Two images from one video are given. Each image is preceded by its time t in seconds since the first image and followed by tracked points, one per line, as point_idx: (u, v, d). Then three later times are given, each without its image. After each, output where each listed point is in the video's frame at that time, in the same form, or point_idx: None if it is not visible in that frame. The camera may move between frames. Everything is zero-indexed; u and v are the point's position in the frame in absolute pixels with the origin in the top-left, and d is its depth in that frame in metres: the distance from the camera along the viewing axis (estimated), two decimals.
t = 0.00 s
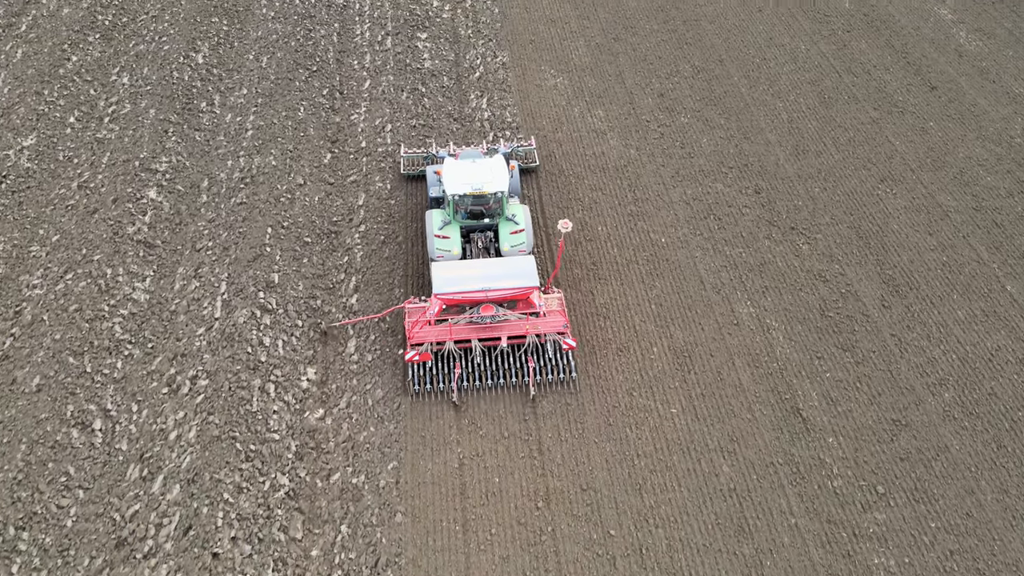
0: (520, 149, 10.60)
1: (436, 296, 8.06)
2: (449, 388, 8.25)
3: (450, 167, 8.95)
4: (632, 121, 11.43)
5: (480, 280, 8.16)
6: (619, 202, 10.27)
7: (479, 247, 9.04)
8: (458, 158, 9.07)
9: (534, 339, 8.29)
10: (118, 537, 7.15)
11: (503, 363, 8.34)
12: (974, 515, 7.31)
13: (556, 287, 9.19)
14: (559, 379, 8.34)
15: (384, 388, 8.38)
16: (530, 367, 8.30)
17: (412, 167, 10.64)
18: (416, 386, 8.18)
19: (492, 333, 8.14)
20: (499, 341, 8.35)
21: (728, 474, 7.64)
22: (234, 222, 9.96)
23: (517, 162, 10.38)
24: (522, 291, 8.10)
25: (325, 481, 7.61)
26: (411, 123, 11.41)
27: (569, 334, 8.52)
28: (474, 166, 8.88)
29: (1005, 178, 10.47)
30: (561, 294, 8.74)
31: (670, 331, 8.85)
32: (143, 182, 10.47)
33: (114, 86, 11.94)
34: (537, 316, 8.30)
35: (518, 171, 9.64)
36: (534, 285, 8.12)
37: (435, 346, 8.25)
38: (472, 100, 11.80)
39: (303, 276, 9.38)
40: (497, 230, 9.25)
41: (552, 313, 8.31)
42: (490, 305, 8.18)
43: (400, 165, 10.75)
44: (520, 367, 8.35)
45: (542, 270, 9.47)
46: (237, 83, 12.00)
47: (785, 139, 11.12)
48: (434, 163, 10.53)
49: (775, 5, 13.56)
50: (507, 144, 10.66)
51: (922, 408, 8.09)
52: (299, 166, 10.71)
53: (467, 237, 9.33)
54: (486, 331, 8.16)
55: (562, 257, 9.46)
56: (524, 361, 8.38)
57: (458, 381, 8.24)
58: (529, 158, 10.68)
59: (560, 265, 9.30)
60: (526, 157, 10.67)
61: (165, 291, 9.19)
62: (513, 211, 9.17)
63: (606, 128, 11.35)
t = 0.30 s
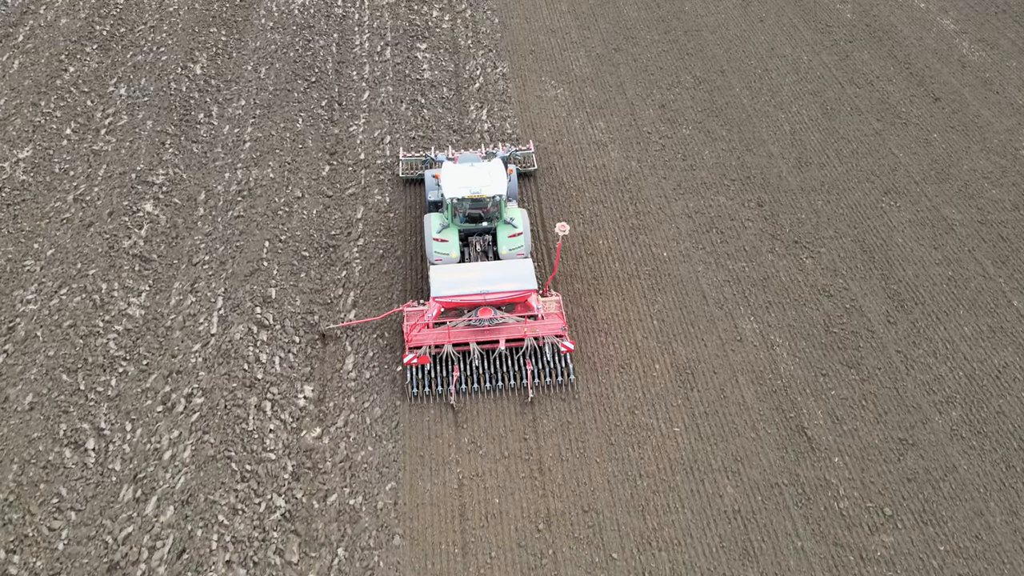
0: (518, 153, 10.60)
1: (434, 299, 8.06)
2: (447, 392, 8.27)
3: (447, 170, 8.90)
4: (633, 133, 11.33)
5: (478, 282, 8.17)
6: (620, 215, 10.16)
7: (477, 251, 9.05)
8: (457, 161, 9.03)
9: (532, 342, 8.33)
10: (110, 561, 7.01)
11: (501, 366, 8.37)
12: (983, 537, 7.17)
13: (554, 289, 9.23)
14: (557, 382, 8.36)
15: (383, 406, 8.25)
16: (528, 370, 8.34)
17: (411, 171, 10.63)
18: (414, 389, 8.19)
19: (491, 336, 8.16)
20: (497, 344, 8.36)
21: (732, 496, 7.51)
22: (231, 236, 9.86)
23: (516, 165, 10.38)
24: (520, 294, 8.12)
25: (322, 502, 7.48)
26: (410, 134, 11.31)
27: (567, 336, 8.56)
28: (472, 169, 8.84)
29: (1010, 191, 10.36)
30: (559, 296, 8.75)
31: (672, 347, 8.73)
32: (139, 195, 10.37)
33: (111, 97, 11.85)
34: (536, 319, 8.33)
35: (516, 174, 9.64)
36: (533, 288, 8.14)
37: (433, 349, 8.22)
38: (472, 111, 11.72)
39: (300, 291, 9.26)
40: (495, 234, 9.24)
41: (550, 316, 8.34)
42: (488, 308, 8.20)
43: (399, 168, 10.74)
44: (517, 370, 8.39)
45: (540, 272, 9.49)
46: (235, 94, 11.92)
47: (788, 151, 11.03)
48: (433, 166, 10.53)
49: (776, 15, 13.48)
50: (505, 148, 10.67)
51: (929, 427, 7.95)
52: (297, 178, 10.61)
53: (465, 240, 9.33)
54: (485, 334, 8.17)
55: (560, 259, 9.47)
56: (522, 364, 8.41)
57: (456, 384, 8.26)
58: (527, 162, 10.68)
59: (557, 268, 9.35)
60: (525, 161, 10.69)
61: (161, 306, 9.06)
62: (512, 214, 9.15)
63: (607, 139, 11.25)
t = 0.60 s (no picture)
0: (517, 157, 10.62)
1: (432, 302, 7.99)
2: (446, 394, 8.25)
3: (447, 173, 8.88)
4: (635, 144, 11.24)
5: (477, 285, 8.09)
6: (622, 228, 10.05)
7: (476, 254, 9.04)
8: (457, 164, 8.99)
9: (531, 345, 8.30)
10: None
11: (500, 369, 8.35)
12: (994, 561, 7.02)
13: (553, 293, 9.25)
14: (555, 385, 8.36)
15: (381, 424, 8.11)
16: (526, 373, 8.31)
17: (410, 175, 10.66)
18: (413, 392, 8.17)
19: (489, 339, 8.16)
20: (495, 347, 8.34)
21: (737, 518, 7.36)
22: (228, 250, 9.74)
23: (515, 169, 10.39)
24: (518, 298, 8.04)
25: (318, 524, 7.34)
26: (410, 146, 11.22)
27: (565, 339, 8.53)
28: (472, 172, 8.82)
29: (1016, 204, 10.24)
30: (557, 299, 8.67)
31: (675, 364, 8.60)
32: (136, 208, 10.26)
33: (108, 108, 11.76)
34: (534, 322, 8.28)
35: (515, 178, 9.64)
36: (531, 292, 8.04)
37: (431, 352, 8.23)
38: (472, 122, 11.62)
39: (298, 306, 9.14)
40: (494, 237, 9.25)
41: (548, 319, 8.29)
42: (487, 311, 8.15)
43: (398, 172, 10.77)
44: (516, 372, 8.36)
45: (539, 275, 9.52)
46: (233, 104, 11.82)
47: (791, 163, 10.93)
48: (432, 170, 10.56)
49: (778, 25, 13.41)
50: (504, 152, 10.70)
51: (936, 446, 7.82)
52: (295, 191, 10.50)
53: (465, 244, 9.34)
54: (483, 337, 8.17)
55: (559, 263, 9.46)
56: (521, 367, 8.39)
57: (455, 387, 8.25)
58: (526, 167, 10.70)
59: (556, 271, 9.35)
60: (523, 165, 10.69)
61: (156, 322, 8.94)
62: (511, 218, 9.13)
63: (608, 151, 11.15)
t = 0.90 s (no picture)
0: (517, 162, 10.68)
1: (431, 305, 8.00)
2: (444, 397, 8.27)
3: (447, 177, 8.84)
4: (636, 156, 11.14)
5: (475, 289, 8.10)
6: (623, 242, 9.93)
7: (475, 258, 8.99)
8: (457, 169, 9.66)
9: (529, 349, 8.27)
10: None
11: (498, 372, 8.32)
12: None
13: (551, 296, 9.26)
14: (553, 388, 8.37)
15: (379, 444, 7.98)
16: (524, 376, 8.30)
17: (409, 180, 10.68)
18: (411, 395, 8.17)
19: (487, 342, 8.14)
20: (493, 350, 8.33)
21: (741, 541, 7.22)
22: (225, 264, 9.63)
23: (514, 174, 10.43)
24: (517, 301, 8.03)
25: (314, 547, 7.20)
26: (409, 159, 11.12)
27: (564, 343, 8.50)
28: (471, 176, 8.78)
29: (1021, 218, 10.13)
30: (556, 303, 8.73)
31: (677, 382, 8.47)
32: (131, 222, 10.15)
33: (105, 120, 11.67)
34: (532, 326, 8.28)
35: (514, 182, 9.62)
36: (529, 295, 8.06)
37: (430, 355, 8.22)
38: (472, 134, 11.53)
39: (295, 322, 9.02)
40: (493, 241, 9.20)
41: (547, 323, 8.30)
42: (485, 315, 8.12)
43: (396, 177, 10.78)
44: (514, 376, 8.33)
45: (537, 279, 9.54)
46: (231, 116, 11.73)
47: (793, 176, 10.82)
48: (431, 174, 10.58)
49: (779, 35, 13.33)
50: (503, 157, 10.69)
51: (944, 466, 7.68)
52: (293, 204, 10.39)
53: (464, 247, 9.28)
54: (481, 341, 8.15)
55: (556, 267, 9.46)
56: (519, 370, 8.37)
57: (453, 390, 8.27)
58: (524, 171, 10.71)
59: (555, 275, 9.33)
60: (522, 170, 10.75)
61: (151, 338, 8.81)
62: (510, 222, 9.12)
63: (610, 163, 11.05)
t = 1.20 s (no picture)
0: (515, 166, 10.63)
1: (429, 309, 8.06)
2: (442, 401, 8.28)
3: (445, 181, 8.93)
4: (637, 169, 11.03)
5: (474, 293, 8.17)
6: (625, 257, 9.82)
7: (473, 262, 9.05)
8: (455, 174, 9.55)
9: (528, 352, 8.24)
10: None
11: (496, 376, 8.32)
12: None
13: (549, 301, 9.25)
14: (551, 393, 8.35)
15: (377, 464, 7.84)
16: (523, 381, 8.28)
17: (408, 184, 10.68)
18: (409, 400, 8.18)
19: (486, 346, 8.07)
20: (491, 355, 8.29)
21: (746, 565, 7.08)
22: (221, 279, 9.51)
23: (512, 178, 10.40)
24: (515, 305, 8.13)
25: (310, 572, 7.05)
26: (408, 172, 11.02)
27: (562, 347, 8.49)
28: (470, 180, 8.87)
29: None
30: (554, 307, 8.69)
31: (680, 401, 8.33)
32: (127, 235, 10.04)
33: (101, 132, 11.57)
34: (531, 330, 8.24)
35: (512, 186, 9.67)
36: (527, 299, 8.16)
37: (428, 359, 8.15)
38: (472, 146, 11.44)
39: (292, 339, 8.90)
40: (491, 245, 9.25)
41: (545, 326, 8.24)
42: (484, 319, 8.15)
43: (395, 182, 10.79)
44: (513, 380, 8.32)
45: (535, 283, 9.55)
46: (229, 128, 11.63)
47: (796, 188, 10.71)
48: (429, 179, 10.58)
49: (781, 46, 13.25)
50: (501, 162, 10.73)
51: (952, 488, 7.55)
52: (290, 218, 10.28)
53: (462, 252, 9.31)
54: (480, 344, 8.07)
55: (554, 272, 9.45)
56: (517, 374, 8.35)
57: (451, 394, 8.27)
58: (523, 176, 10.72)
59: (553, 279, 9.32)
60: (520, 175, 10.72)
61: (146, 355, 8.68)
62: (508, 226, 9.20)
63: (610, 176, 10.94)
